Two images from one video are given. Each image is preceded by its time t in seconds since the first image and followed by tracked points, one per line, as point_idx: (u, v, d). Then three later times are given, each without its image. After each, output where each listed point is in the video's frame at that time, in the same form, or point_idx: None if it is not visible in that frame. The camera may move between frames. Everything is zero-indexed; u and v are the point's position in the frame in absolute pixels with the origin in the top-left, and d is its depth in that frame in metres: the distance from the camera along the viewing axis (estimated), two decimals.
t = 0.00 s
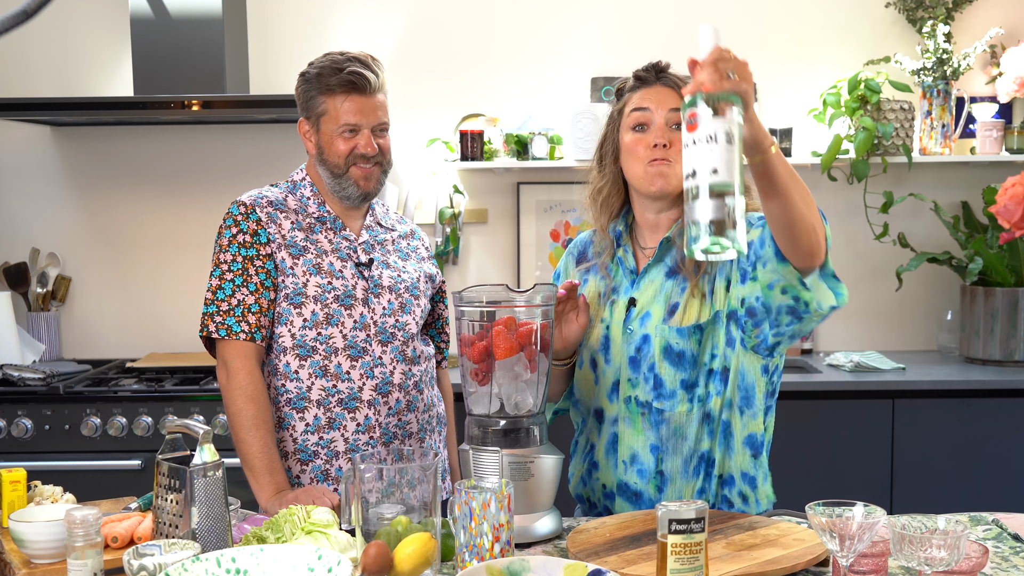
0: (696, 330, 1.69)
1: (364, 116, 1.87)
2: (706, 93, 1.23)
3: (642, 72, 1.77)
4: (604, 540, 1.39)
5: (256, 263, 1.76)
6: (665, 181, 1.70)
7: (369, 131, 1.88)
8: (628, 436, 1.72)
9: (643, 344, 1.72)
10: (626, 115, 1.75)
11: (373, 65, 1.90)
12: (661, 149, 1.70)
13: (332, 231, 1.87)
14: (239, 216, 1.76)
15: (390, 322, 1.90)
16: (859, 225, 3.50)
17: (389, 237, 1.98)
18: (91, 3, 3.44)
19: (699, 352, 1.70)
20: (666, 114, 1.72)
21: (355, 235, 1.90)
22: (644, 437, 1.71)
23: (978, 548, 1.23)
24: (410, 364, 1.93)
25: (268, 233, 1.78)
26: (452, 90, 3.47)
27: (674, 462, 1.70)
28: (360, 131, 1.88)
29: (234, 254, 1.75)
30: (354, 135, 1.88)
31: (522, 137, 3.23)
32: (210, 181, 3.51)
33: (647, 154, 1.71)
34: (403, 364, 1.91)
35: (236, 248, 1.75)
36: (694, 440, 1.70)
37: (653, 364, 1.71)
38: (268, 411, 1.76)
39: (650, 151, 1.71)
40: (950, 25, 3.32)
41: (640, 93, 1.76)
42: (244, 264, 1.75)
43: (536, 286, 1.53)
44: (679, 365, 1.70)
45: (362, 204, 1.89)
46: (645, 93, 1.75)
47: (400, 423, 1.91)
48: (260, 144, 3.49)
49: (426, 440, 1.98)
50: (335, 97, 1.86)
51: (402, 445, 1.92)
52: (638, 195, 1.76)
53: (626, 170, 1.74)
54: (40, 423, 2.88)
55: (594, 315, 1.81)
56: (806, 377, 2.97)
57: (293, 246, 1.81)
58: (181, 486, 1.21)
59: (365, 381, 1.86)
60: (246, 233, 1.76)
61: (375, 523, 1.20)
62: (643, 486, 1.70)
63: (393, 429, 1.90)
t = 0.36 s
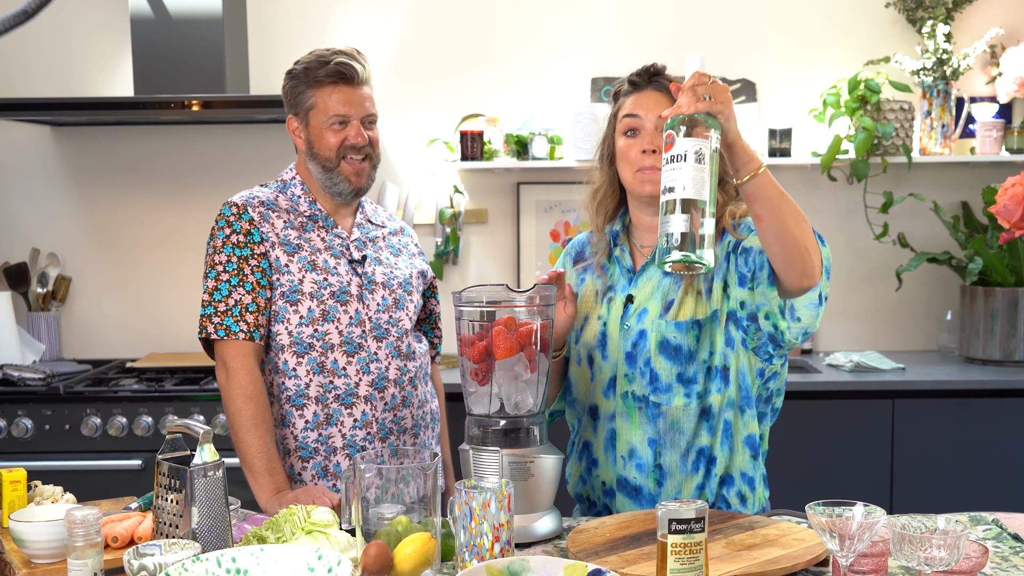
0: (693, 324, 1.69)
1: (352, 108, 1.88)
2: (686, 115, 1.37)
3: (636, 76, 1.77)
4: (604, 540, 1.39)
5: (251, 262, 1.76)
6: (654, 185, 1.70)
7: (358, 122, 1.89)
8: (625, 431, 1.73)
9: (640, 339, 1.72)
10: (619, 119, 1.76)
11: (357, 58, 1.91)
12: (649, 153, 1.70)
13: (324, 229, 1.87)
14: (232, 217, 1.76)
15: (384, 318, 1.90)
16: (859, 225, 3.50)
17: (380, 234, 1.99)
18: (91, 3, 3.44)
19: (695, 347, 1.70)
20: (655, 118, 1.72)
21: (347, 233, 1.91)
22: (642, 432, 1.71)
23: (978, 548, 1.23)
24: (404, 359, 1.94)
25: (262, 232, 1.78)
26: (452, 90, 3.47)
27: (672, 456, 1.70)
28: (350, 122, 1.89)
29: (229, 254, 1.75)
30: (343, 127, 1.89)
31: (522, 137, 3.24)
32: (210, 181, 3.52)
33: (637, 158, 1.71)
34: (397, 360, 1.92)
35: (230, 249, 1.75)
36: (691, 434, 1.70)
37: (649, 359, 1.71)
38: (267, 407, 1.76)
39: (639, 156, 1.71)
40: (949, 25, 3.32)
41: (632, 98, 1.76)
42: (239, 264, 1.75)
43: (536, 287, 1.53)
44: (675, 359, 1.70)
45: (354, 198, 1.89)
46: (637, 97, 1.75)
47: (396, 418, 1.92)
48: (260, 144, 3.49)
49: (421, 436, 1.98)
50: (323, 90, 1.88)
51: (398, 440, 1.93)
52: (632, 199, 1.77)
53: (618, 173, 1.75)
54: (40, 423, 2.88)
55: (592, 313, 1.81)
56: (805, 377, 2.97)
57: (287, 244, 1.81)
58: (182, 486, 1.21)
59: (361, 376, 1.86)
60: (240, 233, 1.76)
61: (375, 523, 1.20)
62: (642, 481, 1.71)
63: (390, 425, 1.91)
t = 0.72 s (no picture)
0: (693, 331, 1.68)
1: (344, 92, 1.92)
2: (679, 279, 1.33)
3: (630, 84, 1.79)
4: (604, 540, 1.39)
5: (247, 266, 1.77)
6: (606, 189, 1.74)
7: (351, 107, 1.93)
8: (617, 426, 1.73)
9: (636, 339, 1.72)
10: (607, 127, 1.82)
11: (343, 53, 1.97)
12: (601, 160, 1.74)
13: (320, 229, 1.87)
14: (227, 220, 1.77)
15: (379, 321, 1.89)
16: (859, 225, 3.50)
17: (378, 234, 1.98)
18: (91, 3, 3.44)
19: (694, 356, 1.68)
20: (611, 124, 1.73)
21: (343, 233, 1.90)
22: (631, 429, 1.71)
23: (978, 548, 1.23)
24: (400, 362, 1.93)
25: (257, 236, 1.79)
26: (451, 90, 3.47)
27: (659, 457, 1.69)
28: (343, 108, 1.93)
29: (225, 257, 1.75)
30: (338, 114, 1.93)
31: (522, 137, 3.23)
32: (210, 181, 3.52)
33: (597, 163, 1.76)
34: (393, 363, 1.91)
35: (226, 252, 1.75)
36: (679, 441, 1.69)
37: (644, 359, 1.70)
38: (264, 410, 1.76)
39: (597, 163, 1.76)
40: (949, 25, 3.32)
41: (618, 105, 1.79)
42: (235, 267, 1.76)
43: (536, 287, 1.54)
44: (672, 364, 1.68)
45: (357, 181, 1.90)
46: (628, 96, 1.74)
47: (392, 421, 1.91)
48: (261, 144, 3.50)
49: (418, 437, 1.98)
50: (314, 80, 1.92)
51: (395, 443, 1.93)
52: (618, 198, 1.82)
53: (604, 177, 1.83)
54: (40, 423, 2.88)
55: (597, 305, 1.82)
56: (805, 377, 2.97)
57: (282, 247, 1.81)
58: (182, 486, 1.21)
59: (355, 381, 1.86)
60: (236, 236, 1.76)
61: (375, 523, 1.20)
62: (632, 477, 1.71)
63: (385, 428, 1.90)
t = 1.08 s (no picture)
0: (698, 336, 1.68)
1: (353, 94, 1.91)
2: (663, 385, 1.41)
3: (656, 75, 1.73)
4: (604, 540, 1.39)
5: (249, 266, 1.77)
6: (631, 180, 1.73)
7: (360, 108, 1.92)
8: (614, 423, 1.72)
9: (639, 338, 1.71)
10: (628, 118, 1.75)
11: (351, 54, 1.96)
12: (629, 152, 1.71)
13: (322, 231, 1.87)
14: (229, 220, 1.77)
15: (379, 325, 1.89)
16: (859, 225, 3.50)
17: (380, 237, 1.98)
18: (91, 3, 3.44)
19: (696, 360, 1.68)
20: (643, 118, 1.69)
21: (344, 235, 1.89)
22: (628, 427, 1.70)
23: (978, 548, 1.23)
24: (399, 366, 1.93)
25: (260, 237, 1.79)
26: (452, 90, 3.47)
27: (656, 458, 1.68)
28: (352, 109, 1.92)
29: (227, 257, 1.75)
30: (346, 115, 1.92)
31: (522, 137, 3.23)
32: (211, 181, 3.51)
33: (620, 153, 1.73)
34: (392, 367, 1.91)
35: (228, 252, 1.75)
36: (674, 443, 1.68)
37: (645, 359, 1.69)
38: (264, 410, 1.76)
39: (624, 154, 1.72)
40: (950, 25, 3.32)
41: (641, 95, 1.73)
42: (237, 267, 1.76)
43: (537, 287, 1.54)
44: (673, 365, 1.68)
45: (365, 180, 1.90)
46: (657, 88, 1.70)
47: (390, 424, 1.91)
48: (261, 144, 3.49)
49: (415, 440, 1.98)
50: (323, 80, 1.91)
51: (392, 445, 1.92)
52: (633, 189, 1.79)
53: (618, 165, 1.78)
54: (40, 423, 2.88)
55: (603, 301, 1.82)
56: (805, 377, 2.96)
57: (284, 248, 1.81)
58: (181, 486, 1.21)
59: (353, 384, 1.86)
60: (238, 236, 1.76)
61: (375, 523, 1.20)
62: (627, 474, 1.70)
63: (382, 431, 1.90)
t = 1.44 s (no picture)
0: (719, 339, 1.73)
1: (356, 107, 1.88)
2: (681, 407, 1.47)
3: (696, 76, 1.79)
4: (604, 540, 1.39)
5: (250, 265, 1.76)
6: (689, 183, 1.74)
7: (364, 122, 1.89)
8: (633, 431, 1.74)
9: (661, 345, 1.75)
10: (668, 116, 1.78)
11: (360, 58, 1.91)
12: (693, 153, 1.73)
13: (324, 229, 1.87)
14: (231, 220, 1.77)
15: (384, 320, 1.89)
16: (859, 225, 3.50)
17: (381, 234, 1.98)
18: (90, 3, 3.44)
19: (718, 364, 1.73)
20: (706, 120, 1.75)
21: (347, 233, 1.90)
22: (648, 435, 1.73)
23: (978, 548, 1.23)
24: (406, 361, 1.93)
25: (261, 236, 1.78)
26: (451, 91, 3.47)
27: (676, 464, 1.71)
28: (355, 122, 1.89)
29: (228, 257, 1.75)
30: (349, 127, 1.89)
31: (522, 137, 3.23)
32: (211, 181, 3.51)
33: (679, 152, 1.74)
34: (398, 361, 1.91)
35: (229, 252, 1.75)
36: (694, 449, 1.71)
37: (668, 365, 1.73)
38: (266, 411, 1.76)
39: (683, 155, 1.74)
40: (950, 25, 3.32)
41: (684, 96, 1.78)
42: (239, 266, 1.75)
43: (537, 286, 1.54)
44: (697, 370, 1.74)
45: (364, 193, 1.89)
46: (691, 96, 1.77)
47: (398, 419, 1.91)
48: (261, 144, 3.49)
49: (422, 437, 1.98)
50: (327, 91, 1.87)
51: (400, 441, 1.93)
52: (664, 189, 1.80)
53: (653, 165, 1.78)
54: (40, 423, 2.88)
55: (611, 308, 1.81)
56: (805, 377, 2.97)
57: (286, 246, 1.81)
58: (181, 486, 1.21)
59: (362, 378, 1.86)
60: (239, 236, 1.76)
61: (375, 523, 1.19)
62: (644, 482, 1.73)
63: (391, 426, 1.91)
